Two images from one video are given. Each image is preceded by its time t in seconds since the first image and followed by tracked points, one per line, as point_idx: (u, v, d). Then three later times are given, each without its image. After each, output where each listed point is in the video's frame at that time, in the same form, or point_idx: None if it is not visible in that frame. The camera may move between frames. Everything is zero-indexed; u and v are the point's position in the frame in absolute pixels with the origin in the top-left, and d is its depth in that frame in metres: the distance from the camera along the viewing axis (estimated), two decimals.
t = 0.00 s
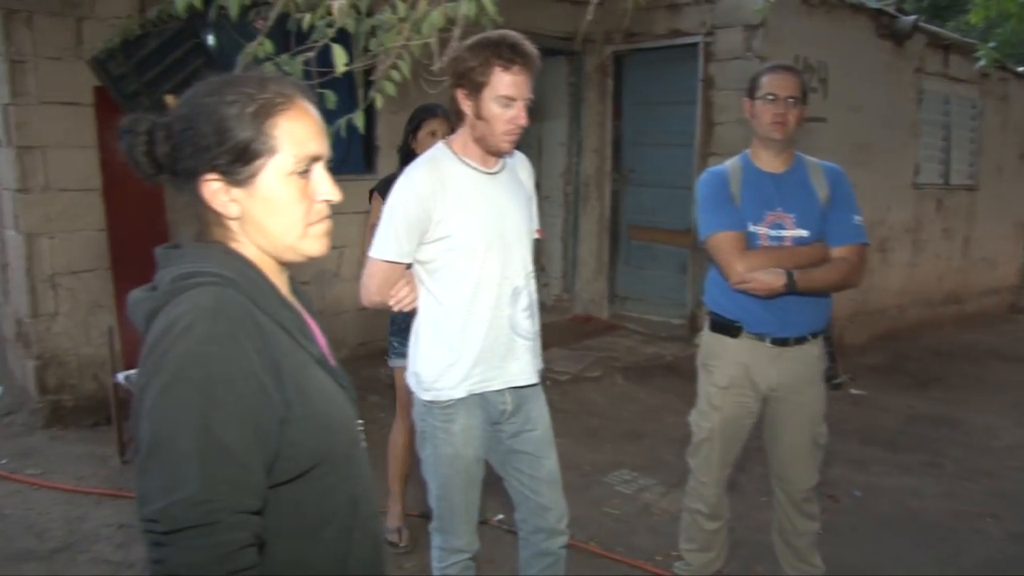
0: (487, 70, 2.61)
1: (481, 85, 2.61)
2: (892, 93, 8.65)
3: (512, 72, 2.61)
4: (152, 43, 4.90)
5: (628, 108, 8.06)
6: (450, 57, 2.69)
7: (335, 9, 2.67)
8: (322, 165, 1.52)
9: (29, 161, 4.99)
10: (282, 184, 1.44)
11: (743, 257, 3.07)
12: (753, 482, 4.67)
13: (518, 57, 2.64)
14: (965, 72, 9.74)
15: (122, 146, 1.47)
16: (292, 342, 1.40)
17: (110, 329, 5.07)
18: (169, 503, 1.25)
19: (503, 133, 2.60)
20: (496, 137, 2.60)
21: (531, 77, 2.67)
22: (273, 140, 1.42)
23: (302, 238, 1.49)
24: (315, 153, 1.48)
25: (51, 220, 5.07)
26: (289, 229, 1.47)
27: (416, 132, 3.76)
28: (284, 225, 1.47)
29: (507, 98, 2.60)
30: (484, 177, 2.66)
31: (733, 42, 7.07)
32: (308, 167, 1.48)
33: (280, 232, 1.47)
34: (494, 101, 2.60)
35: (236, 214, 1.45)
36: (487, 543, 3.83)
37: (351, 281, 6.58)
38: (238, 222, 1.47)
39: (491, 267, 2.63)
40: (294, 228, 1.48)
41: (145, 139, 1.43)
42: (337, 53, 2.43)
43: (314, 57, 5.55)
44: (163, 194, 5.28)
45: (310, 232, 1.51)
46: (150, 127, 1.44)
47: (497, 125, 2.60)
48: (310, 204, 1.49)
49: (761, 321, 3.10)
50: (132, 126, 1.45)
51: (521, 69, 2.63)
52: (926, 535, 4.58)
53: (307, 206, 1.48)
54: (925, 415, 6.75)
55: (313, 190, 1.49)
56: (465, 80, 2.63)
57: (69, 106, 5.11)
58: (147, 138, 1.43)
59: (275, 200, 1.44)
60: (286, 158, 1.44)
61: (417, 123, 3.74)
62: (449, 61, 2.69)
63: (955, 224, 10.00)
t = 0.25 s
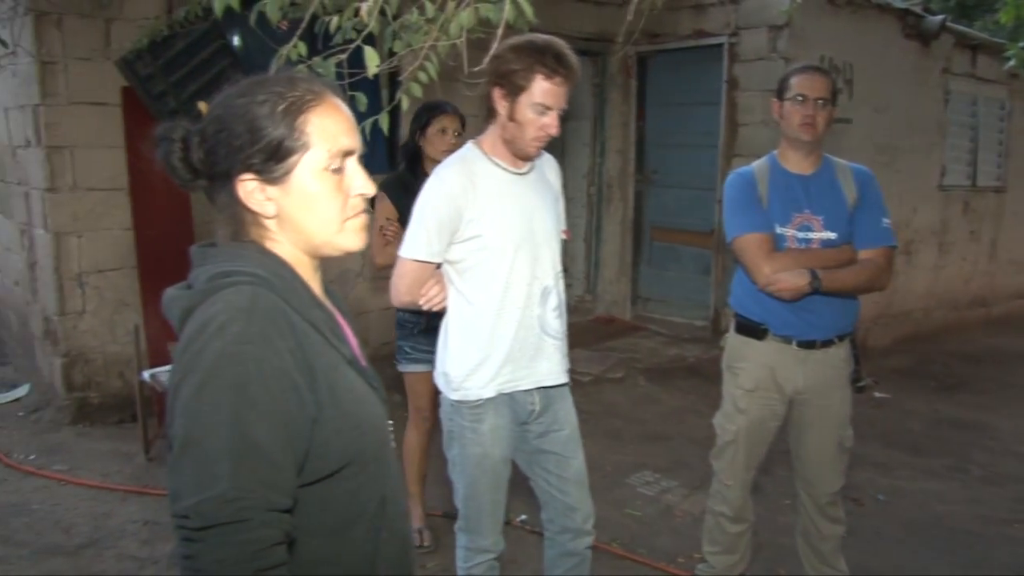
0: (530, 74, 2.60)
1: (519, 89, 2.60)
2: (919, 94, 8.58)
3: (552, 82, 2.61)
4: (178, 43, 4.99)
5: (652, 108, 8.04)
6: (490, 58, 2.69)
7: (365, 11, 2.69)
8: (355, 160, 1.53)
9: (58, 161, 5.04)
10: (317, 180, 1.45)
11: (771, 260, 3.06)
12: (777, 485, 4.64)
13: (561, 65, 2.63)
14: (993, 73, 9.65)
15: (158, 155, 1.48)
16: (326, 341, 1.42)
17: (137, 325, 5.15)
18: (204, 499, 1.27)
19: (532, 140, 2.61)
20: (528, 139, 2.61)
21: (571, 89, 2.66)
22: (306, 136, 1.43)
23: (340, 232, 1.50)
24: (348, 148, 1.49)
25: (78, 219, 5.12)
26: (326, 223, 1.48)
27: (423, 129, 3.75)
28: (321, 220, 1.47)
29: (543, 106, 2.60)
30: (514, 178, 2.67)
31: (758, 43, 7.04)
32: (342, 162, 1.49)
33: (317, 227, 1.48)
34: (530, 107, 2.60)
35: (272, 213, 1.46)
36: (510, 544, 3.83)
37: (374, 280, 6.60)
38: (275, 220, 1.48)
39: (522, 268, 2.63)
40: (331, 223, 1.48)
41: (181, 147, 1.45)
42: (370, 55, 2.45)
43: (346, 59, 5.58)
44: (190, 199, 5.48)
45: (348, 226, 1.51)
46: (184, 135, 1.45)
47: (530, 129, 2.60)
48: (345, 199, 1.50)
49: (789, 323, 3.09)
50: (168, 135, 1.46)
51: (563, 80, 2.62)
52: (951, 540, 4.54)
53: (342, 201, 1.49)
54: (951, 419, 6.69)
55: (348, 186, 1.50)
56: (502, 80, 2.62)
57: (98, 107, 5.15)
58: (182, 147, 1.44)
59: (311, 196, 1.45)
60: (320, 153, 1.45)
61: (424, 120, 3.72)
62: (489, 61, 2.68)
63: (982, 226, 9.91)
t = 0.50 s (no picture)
0: (554, 79, 2.61)
1: (543, 93, 2.61)
2: (931, 95, 8.56)
3: (575, 87, 2.62)
4: (192, 43, 5.02)
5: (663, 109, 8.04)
6: (515, 58, 2.70)
7: (378, 11, 2.69)
8: (374, 158, 1.54)
9: (71, 160, 5.07)
10: (336, 179, 1.46)
11: (786, 261, 3.06)
12: (788, 487, 4.63)
13: (585, 70, 2.64)
14: (1006, 74, 9.61)
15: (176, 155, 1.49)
16: (344, 341, 1.42)
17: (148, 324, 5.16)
18: (223, 497, 1.27)
19: (554, 142, 2.62)
20: (549, 142, 2.63)
21: (594, 94, 2.67)
22: (325, 135, 1.44)
23: (360, 230, 1.51)
24: (367, 146, 1.50)
25: (91, 218, 5.14)
26: (345, 221, 1.49)
27: (434, 129, 3.75)
28: (340, 218, 1.48)
29: (566, 110, 2.62)
30: (531, 179, 2.68)
31: (771, 43, 7.03)
32: (361, 160, 1.50)
33: (335, 225, 1.48)
34: (552, 111, 2.61)
35: (291, 212, 1.47)
36: (520, 544, 3.83)
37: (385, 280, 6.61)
38: (294, 220, 1.49)
39: (537, 268, 2.64)
40: (351, 222, 1.49)
41: (198, 147, 1.46)
42: (382, 55, 2.45)
43: (360, 59, 5.59)
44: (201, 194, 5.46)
45: (367, 223, 1.52)
46: (203, 134, 1.46)
47: (550, 132, 2.61)
48: (365, 198, 1.50)
49: (802, 325, 3.09)
50: (186, 135, 1.47)
51: (587, 85, 2.64)
52: (963, 543, 4.52)
53: (362, 199, 1.50)
54: (962, 422, 6.66)
55: (367, 184, 1.51)
56: (527, 83, 2.62)
57: (112, 106, 5.18)
58: (200, 145, 1.45)
59: (330, 195, 1.46)
60: (339, 153, 1.46)
61: (436, 120, 3.73)
62: (515, 61, 2.69)
63: (995, 229, 9.86)
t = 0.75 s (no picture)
0: (564, 80, 2.61)
1: (553, 94, 2.61)
2: (936, 95, 8.54)
3: (586, 87, 2.62)
4: (197, 42, 5.01)
5: (668, 109, 8.03)
6: (525, 58, 2.70)
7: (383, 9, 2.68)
8: (382, 155, 1.54)
9: (76, 159, 5.07)
10: (344, 176, 1.46)
11: (793, 261, 3.05)
12: (792, 488, 4.63)
13: (595, 70, 2.65)
14: (1012, 74, 9.59)
15: (185, 158, 1.50)
16: (351, 341, 1.43)
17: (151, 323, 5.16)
18: (229, 495, 1.27)
19: (565, 142, 2.63)
20: (559, 143, 2.63)
21: (604, 94, 2.68)
22: (332, 133, 1.44)
23: (370, 227, 1.51)
24: (375, 143, 1.50)
25: (96, 217, 5.14)
26: (355, 218, 1.49)
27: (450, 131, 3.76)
28: (351, 215, 1.48)
29: (576, 111, 2.62)
30: (538, 179, 2.68)
31: (776, 43, 7.02)
32: (369, 157, 1.50)
33: (345, 222, 1.48)
34: (563, 112, 2.61)
35: (301, 212, 1.48)
36: (524, 544, 3.83)
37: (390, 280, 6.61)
38: (304, 218, 1.49)
39: (544, 268, 2.64)
40: (362, 219, 1.49)
41: (207, 151, 1.46)
42: (387, 53, 2.44)
43: (365, 57, 5.56)
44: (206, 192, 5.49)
45: (377, 220, 1.52)
46: (211, 139, 1.47)
47: (561, 133, 2.62)
48: (374, 194, 1.50)
49: (808, 325, 3.09)
50: (194, 141, 1.48)
51: (597, 86, 2.64)
52: (967, 544, 4.51)
53: (371, 196, 1.50)
54: (967, 423, 6.65)
55: (376, 180, 1.51)
56: (537, 83, 2.63)
57: (117, 106, 5.18)
58: (209, 149, 1.46)
59: (339, 192, 1.46)
60: (347, 149, 1.46)
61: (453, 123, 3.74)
62: (524, 63, 2.69)
63: (1000, 229, 9.84)
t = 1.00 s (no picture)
0: (564, 80, 2.61)
1: (553, 94, 2.61)
2: (936, 95, 8.54)
3: (586, 87, 2.62)
4: (195, 42, 5.01)
5: (667, 109, 8.03)
6: (526, 58, 2.70)
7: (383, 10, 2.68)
8: (382, 156, 1.54)
9: (75, 158, 5.07)
10: (344, 177, 1.46)
11: (793, 261, 3.05)
12: (791, 488, 4.63)
13: (595, 70, 2.65)
14: (1011, 74, 9.59)
15: (184, 157, 1.49)
16: (351, 341, 1.43)
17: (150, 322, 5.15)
18: (228, 495, 1.27)
19: (566, 142, 2.62)
20: (560, 143, 2.63)
21: (604, 94, 2.68)
22: (332, 133, 1.44)
23: (368, 227, 1.51)
24: (375, 144, 1.50)
25: (95, 217, 5.14)
26: (354, 219, 1.49)
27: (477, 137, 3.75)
28: (350, 215, 1.48)
29: (577, 111, 2.62)
30: (538, 179, 2.68)
31: (775, 43, 7.02)
32: (369, 158, 1.50)
33: (344, 222, 1.48)
34: (563, 112, 2.61)
35: (299, 212, 1.47)
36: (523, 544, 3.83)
37: (389, 280, 6.61)
38: (303, 218, 1.49)
39: (543, 268, 2.65)
40: (361, 219, 1.49)
41: (206, 149, 1.46)
42: (387, 53, 2.44)
43: (364, 57, 5.56)
44: (204, 188, 5.52)
45: (376, 221, 1.52)
46: (211, 136, 1.46)
47: (562, 133, 2.62)
48: (373, 195, 1.50)
49: (808, 325, 3.09)
50: (193, 136, 1.47)
51: (597, 85, 2.64)
52: (967, 544, 4.52)
53: (370, 197, 1.50)
54: (965, 423, 6.66)
55: (375, 181, 1.51)
56: (537, 84, 2.63)
57: (116, 106, 5.17)
58: (209, 147, 1.46)
59: (338, 191, 1.46)
60: (347, 150, 1.46)
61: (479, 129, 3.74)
62: (523, 64, 2.69)
63: (999, 229, 9.85)
